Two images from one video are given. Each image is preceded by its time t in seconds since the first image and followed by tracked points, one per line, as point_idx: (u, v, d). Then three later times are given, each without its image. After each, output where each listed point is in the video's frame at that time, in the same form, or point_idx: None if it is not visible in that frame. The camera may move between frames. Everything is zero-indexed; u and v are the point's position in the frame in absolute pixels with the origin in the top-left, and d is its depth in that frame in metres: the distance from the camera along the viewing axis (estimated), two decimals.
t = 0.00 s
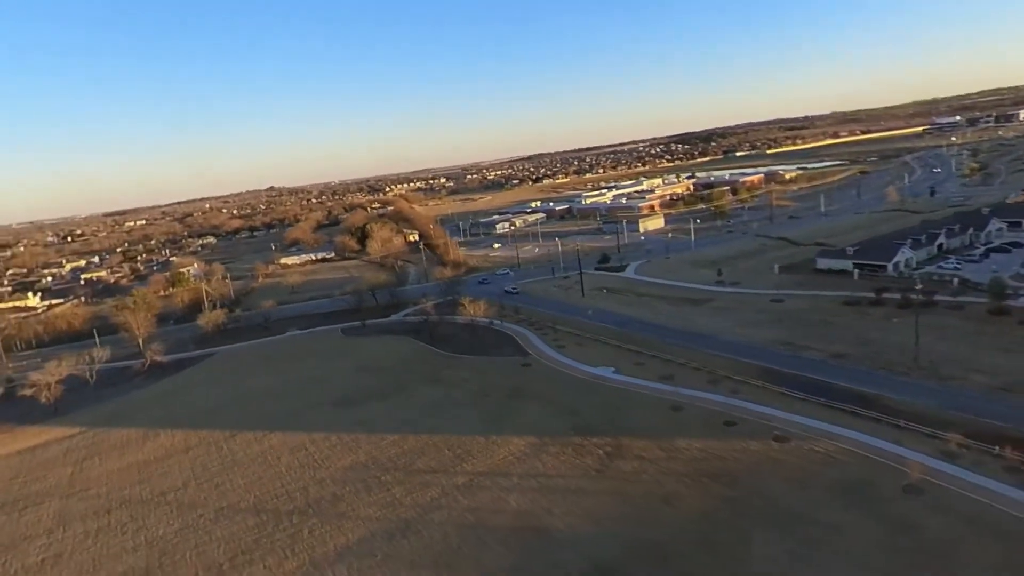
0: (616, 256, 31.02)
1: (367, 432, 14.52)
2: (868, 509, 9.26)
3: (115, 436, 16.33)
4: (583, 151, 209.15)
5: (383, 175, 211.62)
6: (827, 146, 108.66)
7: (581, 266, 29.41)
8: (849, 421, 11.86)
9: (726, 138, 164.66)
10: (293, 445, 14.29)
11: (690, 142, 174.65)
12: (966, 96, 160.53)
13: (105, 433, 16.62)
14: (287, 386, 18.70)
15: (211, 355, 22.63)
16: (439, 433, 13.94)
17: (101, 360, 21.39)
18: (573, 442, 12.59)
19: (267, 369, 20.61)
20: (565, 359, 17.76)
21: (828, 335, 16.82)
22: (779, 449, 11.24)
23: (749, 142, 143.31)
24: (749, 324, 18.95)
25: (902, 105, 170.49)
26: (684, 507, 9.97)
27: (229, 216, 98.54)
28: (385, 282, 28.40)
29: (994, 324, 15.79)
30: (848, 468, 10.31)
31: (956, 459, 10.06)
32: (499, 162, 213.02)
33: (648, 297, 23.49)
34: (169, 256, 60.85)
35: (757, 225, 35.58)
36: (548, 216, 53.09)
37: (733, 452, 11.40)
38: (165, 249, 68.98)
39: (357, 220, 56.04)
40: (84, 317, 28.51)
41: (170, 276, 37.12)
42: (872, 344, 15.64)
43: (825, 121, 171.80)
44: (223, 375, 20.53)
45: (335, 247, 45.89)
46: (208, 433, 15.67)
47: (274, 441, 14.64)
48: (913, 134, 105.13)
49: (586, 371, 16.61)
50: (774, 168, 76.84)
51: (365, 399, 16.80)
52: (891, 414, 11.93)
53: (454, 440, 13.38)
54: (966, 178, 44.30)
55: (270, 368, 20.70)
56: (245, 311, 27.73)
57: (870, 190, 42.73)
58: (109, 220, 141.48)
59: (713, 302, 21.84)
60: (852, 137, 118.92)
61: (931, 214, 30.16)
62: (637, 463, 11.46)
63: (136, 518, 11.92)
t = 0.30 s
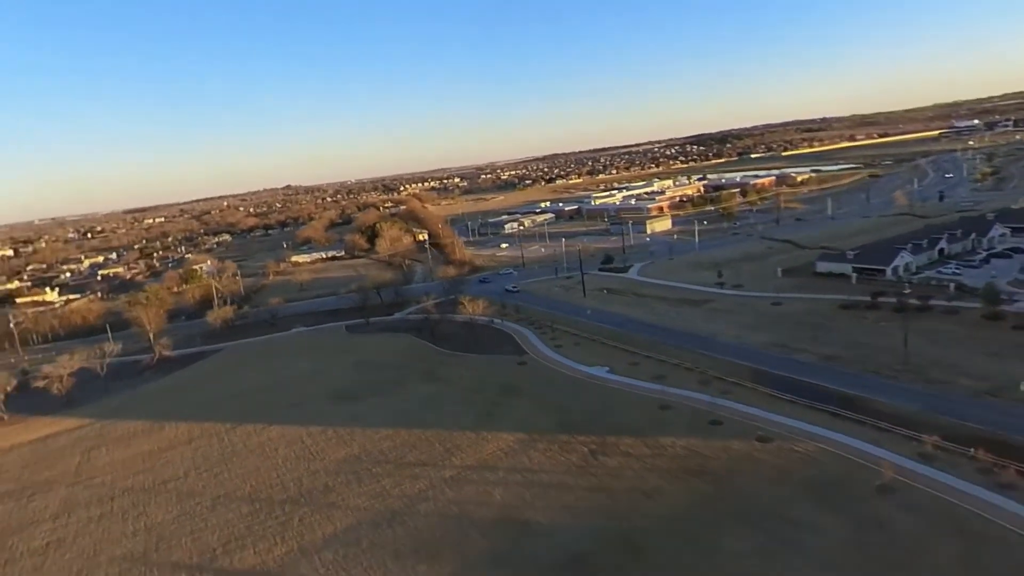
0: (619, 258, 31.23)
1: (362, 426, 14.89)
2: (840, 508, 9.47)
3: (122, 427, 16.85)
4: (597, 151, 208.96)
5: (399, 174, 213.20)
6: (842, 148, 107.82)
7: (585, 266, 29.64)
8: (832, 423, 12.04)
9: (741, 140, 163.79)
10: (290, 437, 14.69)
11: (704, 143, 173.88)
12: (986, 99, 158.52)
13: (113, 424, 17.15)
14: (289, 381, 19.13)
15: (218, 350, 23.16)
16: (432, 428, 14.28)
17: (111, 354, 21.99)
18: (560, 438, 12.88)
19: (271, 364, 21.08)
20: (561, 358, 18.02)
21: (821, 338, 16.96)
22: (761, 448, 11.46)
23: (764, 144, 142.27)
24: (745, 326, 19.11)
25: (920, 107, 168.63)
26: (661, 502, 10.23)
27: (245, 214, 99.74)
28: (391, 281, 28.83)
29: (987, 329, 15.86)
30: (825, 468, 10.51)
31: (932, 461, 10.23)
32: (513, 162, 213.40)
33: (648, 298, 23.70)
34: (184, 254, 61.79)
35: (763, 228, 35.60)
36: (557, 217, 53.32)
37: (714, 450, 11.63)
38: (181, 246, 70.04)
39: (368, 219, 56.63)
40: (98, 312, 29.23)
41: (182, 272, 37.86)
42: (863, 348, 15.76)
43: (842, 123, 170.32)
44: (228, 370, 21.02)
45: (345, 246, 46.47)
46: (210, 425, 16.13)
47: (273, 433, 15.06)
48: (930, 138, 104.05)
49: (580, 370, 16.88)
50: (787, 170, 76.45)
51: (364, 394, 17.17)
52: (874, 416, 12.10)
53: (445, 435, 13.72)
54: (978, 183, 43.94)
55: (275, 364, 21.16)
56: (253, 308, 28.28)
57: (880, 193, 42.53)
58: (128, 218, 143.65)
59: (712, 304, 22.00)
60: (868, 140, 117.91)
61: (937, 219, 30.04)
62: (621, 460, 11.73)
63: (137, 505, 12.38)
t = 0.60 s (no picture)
0: (622, 261, 31.43)
1: (357, 424, 15.26)
2: (813, 507, 9.69)
3: (126, 422, 17.35)
4: (610, 154, 208.90)
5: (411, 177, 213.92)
6: (855, 152, 107.14)
7: (587, 269, 29.88)
8: (815, 425, 12.23)
9: (754, 143, 163.07)
10: (287, 434, 15.10)
11: (717, 147, 173.30)
12: (1004, 102, 156.67)
13: (118, 420, 17.66)
14: (290, 380, 19.55)
15: (223, 349, 23.66)
16: (425, 426, 14.63)
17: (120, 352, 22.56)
18: (548, 437, 13.16)
19: (274, 364, 21.51)
20: (556, 360, 18.29)
21: (813, 342, 17.11)
22: (742, 448, 11.69)
23: (777, 147, 141.59)
24: (740, 329, 19.30)
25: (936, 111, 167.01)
26: (641, 499, 10.49)
27: (259, 216, 100.86)
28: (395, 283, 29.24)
29: (978, 333, 15.95)
30: (802, 468, 10.72)
31: (907, 462, 10.42)
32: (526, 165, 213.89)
33: (647, 301, 23.91)
34: (198, 254, 62.71)
35: (768, 232, 35.65)
36: (565, 220, 53.58)
37: (696, 450, 11.86)
38: (195, 247, 71.07)
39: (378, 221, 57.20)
40: (109, 311, 29.89)
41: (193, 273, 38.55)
42: (853, 351, 15.89)
43: (856, 127, 169.06)
44: (233, 369, 21.47)
45: (354, 248, 47.01)
46: (211, 421, 16.58)
47: (271, 430, 15.48)
48: (945, 141, 103.09)
49: (573, 371, 17.16)
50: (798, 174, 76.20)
51: (362, 392, 17.55)
52: (856, 418, 12.28)
53: (437, 433, 14.06)
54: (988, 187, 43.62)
55: (279, 363, 21.61)
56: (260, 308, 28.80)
57: (888, 198, 42.36)
58: (144, 219, 145.53)
59: (709, 307, 22.19)
60: (882, 143, 117.06)
61: (941, 223, 29.95)
62: (604, 458, 12.00)
63: (137, 498, 12.83)
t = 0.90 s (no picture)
0: (625, 262, 31.63)
1: (353, 419, 15.64)
2: (786, 503, 9.92)
3: (131, 416, 17.85)
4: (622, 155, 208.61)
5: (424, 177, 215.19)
6: (868, 153, 106.37)
7: (589, 270, 30.12)
8: (797, 424, 12.42)
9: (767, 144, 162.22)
10: (284, 428, 15.50)
11: (730, 148, 172.54)
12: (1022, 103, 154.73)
13: (124, 413, 18.16)
14: (291, 377, 19.98)
15: (228, 346, 24.16)
16: (418, 422, 14.97)
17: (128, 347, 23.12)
18: (535, 433, 13.46)
19: (276, 361, 21.94)
20: (551, 359, 18.57)
21: (804, 343, 17.28)
22: (723, 446, 11.93)
23: (790, 149, 140.78)
24: (734, 330, 19.48)
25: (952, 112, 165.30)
26: (620, 494, 10.77)
27: (272, 215, 101.88)
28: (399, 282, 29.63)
29: (968, 336, 16.04)
30: (779, 466, 10.95)
31: (882, 461, 10.62)
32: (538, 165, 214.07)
33: (645, 301, 24.11)
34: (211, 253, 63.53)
35: (772, 234, 35.68)
36: (573, 221, 53.82)
37: (678, 447, 12.11)
38: (209, 246, 72.03)
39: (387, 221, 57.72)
40: (120, 308, 30.54)
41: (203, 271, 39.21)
42: (842, 353, 16.03)
43: (871, 128, 167.69)
44: (236, 365, 21.95)
45: (362, 248, 47.52)
46: (212, 416, 17.02)
47: (269, 424, 15.89)
48: (960, 143, 102.07)
49: (566, 370, 17.44)
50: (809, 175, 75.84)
51: (359, 389, 17.93)
52: (838, 418, 12.47)
53: (428, 429, 14.39)
54: (998, 189, 43.31)
55: (282, 360, 22.05)
56: (266, 306, 29.31)
57: (896, 200, 42.19)
58: (160, 217, 147.36)
59: (707, 309, 22.37)
60: (896, 145, 116.12)
61: (944, 226, 29.87)
62: (588, 454, 12.29)
63: (138, 488, 13.27)
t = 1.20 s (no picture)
0: (626, 263, 31.85)
1: (347, 414, 16.02)
2: (759, 499, 10.18)
3: (135, 409, 18.35)
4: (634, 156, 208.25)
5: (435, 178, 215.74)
6: (881, 156, 105.63)
7: (590, 271, 30.38)
8: (777, 424, 12.65)
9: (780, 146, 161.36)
10: (281, 423, 15.92)
11: (742, 149, 171.75)
12: None
13: (129, 407, 18.68)
14: (293, 373, 20.42)
15: (233, 343, 24.66)
16: (410, 418, 15.33)
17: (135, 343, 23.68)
18: (522, 430, 13.77)
19: (279, 358, 22.40)
20: (545, 358, 18.88)
21: (795, 345, 17.46)
22: (704, 444, 12.19)
23: (803, 151, 139.95)
24: (728, 331, 19.68)
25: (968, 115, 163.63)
26: (599, 489, 11.06)
27: (284, 214, 102.77)
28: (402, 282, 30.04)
29: (956, 339, 16.18)
30: (756, 464, 11.20)
31: (856, 460, 10.84)
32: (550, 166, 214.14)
33: (643, 303, 24.34)
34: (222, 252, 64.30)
35: (775, 236, 35.75)
36: (579, 222, 54.04)
37: (660, 445, 12.39)
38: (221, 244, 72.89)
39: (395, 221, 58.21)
40: (130, 305, 31.18)
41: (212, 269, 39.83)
42: (831, 355, 16.21)
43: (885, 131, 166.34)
44: (240, 361, 22.43)
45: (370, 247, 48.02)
46: (213, 410, 17.47)
47: (267, 418, 16.32)
48: (975, 146, 101.16)
49: (558, 369, 17.75)
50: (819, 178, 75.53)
51: (357, 385, 18.32)
52: (818, 418, 12.69)
53: (420, 424, 14.74)
54: (1006, 193, 43.08)
55: (284, 356, 22.50)
56: (271, 304, 29.82)
57: (902, 204, 42.09)
58: (174, 216, 149.03)
59: (703, 310, 22.56)
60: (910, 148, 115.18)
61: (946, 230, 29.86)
62: (573, 450, 12.59)
63: (137, 478, 13.72)
